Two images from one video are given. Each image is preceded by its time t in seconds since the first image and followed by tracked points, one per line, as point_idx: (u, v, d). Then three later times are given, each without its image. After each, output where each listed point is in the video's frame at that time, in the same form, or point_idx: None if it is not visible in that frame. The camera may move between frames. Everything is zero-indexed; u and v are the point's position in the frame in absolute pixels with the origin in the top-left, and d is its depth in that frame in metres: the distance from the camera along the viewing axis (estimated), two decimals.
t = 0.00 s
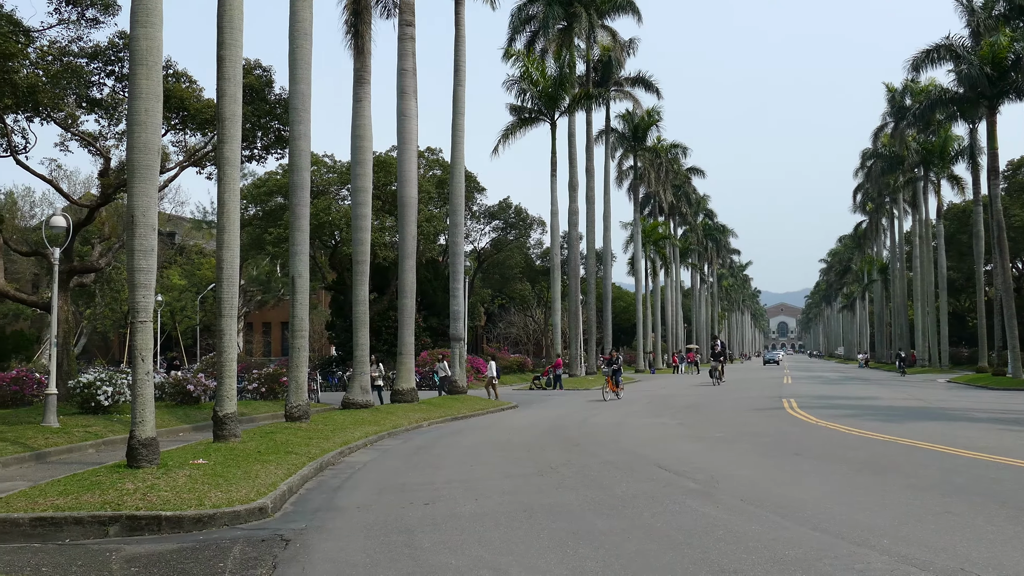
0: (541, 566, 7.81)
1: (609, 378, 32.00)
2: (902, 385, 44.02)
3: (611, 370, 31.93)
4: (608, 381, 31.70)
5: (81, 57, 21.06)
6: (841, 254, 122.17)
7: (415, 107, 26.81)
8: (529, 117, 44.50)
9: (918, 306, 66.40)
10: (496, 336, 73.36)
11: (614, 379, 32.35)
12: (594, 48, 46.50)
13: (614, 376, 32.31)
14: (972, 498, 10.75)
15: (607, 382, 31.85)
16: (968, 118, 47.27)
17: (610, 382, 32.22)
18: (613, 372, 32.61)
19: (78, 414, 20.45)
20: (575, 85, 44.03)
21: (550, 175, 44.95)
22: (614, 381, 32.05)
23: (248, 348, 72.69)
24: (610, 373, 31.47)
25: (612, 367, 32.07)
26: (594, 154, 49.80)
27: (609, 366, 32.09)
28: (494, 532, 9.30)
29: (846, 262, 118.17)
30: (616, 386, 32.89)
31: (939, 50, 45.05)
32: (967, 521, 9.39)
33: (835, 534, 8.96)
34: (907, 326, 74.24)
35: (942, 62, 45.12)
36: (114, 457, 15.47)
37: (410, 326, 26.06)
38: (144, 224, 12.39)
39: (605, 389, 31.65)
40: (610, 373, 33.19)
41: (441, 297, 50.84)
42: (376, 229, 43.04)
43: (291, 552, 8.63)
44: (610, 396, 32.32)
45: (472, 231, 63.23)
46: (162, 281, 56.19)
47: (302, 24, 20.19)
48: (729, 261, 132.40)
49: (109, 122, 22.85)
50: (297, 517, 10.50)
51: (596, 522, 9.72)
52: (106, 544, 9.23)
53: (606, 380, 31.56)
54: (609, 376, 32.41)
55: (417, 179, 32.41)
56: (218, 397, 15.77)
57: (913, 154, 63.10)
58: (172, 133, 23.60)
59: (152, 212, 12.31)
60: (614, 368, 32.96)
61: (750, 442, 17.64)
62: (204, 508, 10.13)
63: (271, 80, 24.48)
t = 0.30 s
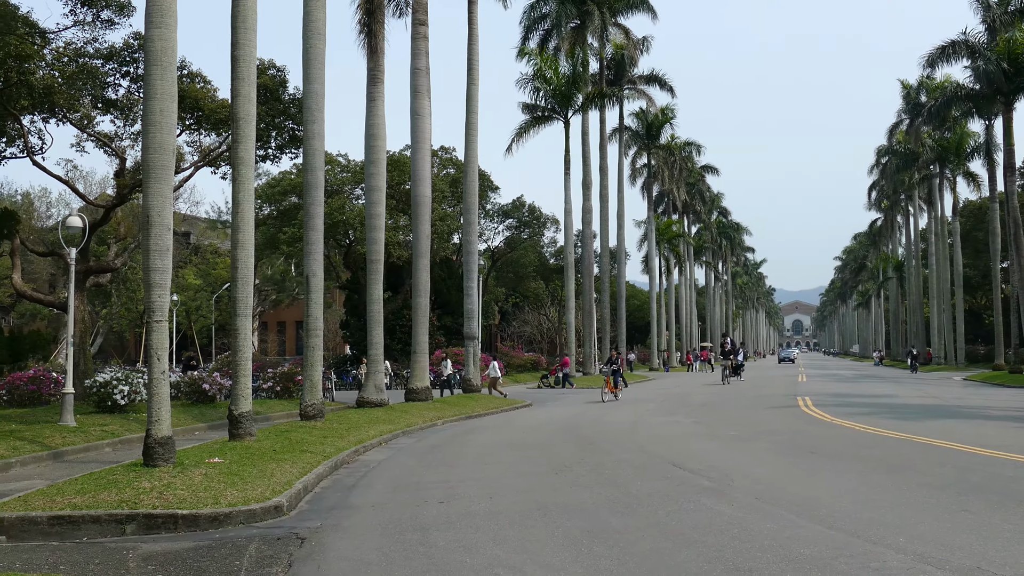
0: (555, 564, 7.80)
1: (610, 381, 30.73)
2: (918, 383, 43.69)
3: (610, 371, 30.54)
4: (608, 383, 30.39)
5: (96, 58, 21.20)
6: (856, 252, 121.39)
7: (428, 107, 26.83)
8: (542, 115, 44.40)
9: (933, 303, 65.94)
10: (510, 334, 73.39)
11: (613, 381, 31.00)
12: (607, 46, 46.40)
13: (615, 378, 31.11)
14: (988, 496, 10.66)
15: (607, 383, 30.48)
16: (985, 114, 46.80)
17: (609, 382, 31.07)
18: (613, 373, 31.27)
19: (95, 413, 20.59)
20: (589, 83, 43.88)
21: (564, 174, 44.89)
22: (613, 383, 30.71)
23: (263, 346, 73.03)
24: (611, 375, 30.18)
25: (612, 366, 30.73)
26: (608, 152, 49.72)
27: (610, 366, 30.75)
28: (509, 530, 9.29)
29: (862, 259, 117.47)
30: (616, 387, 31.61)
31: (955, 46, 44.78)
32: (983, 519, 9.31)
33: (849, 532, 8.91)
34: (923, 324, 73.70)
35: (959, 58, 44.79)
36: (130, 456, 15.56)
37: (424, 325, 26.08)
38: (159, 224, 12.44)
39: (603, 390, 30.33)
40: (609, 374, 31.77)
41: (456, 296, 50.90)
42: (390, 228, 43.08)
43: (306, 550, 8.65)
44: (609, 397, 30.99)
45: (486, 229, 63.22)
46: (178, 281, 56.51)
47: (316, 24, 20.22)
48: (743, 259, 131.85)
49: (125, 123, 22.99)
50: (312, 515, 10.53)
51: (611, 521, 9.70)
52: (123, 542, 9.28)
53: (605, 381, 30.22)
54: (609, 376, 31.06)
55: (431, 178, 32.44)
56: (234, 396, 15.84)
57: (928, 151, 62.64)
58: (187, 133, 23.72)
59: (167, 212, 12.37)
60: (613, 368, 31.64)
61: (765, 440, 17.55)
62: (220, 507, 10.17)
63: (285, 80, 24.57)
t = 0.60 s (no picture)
0: (570, 563, 7.75)
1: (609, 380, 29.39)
2: (935, 381, 43.33)
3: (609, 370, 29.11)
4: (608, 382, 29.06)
5: (111, 58, 21.30)
6: (872, 249, 120.50)
7: (442, 106, 26.81)
8: (556, 113, 44.19)
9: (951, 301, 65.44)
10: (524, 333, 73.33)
11: (612, 380, 29.63)
12: (621, 44, 46.25)
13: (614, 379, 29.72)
14: (1006, 496, 10.54)
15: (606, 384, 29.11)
16: (1002, 111, 46.33)
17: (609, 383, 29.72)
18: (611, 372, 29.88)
19: (112, 412, 20.70)
20: (603, 81, 43.74)
21: (578, 171, 44.79)
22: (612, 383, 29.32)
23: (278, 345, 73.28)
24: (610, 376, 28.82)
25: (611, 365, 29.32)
26: (622, 150, 49.58)
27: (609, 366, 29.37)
28: (524, 528, 9.25)
29: (878, 258, 116.63)
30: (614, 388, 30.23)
31: (972, 41, 44.38)
32: (1000, 519, 9.20)
33: (866, 531, 8.82)
34: (940, 321, 73.06)
35: (976, 52, 44.29)
36: (146, 454, 15.63)
37: (439, 323, 26.06)
38: (175, 223, 12.47)
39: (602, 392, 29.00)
40: (607, 373, 30.39)
41: (470, 294, 50.84)
42: (405, 227, 43.11)
43: (322, 548, 8.63)
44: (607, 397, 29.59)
45: (500, 228, 63.15)
46: (193, 280, 56.79)
47: (330, 23, 20.24)
48: (759, 257, 131.17)
49: (140, 123, 23.08)
50: (328, 513, 10.53)
51: (626, 519, 9.65)
52: (139, 540, 9.30)
53: (605, 381, 28.91)
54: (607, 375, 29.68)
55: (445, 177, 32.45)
56: (249, 394, 15.86)
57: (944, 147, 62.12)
58: (202, 132, 23.80)
59: (183, 211, 12.41)
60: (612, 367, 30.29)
61: (781, 438, 17.42)
62: (236, 505, 10.18)
63: (300, 79, 24.61)
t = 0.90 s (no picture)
0: (585, 560, 7.72)
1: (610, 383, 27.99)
2: (952, 380, 42.97)
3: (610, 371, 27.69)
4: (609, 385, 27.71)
5: (128, 58, 21.42)
6: (888, 247, 119.65)
7: (457, 104, 26.81)
8: (571, 111, 44.13)
9: (968, 299, 64.83)
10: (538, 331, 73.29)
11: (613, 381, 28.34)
12: (636, 41, 46.19)
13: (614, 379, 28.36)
14: None
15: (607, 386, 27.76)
16: (1020, 108, 45.88)
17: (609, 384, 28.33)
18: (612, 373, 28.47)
19: (129, 409, 20.81)
20: (617, 79, 43.67)
21: (593, 169, 44.72)
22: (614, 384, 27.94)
23: (293, 343, 73.59)
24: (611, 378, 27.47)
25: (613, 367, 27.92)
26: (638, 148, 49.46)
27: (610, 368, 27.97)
28: (539, 526, 9.24)
29: (894, 256, 115.71)
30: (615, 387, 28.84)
31: (989, 38, 43.97)
32: (1018, 518, 9.10)
33: (882, 530, 8.75)
34: (958, 320, 72.40)
35: (994, 49, 43.88)
36: (163, 452, 15.70)
37: (453, 321, 26.05)
38: (191, 221, 12.53)
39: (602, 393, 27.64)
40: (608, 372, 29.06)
41: (484, 292, 50.86)
42: (420, 225, 43.16)
43: (337, 545, 8.66)
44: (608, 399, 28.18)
45: (514, 226, 63.12)
46: (209, 278, 57.11)
47: (346, 22, 20.27)
48: (774, 255, 130.59)
49: (157, 121, 23.19)
50: (343, 511, 10.56)
51: (641, 517, 9.62)
52: (156, 537, 9.35)
53: (606, 382, 27.68)
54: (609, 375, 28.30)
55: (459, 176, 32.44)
56: (265, 392, 15.89)
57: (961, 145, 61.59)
58: (219, 131, 23.89)
59: (199, 209, 12.46)
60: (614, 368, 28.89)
61: (796, 437, 17.34)
62: (252, 502, 10.23)
63: (315, 78, 24.68)
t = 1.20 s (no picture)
0: (599, 559, 7.67)
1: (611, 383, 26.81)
2: (970, 379, 42.56)
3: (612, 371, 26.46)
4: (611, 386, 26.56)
5: (145, 55, 21.52)
6: (905, 245, 118.75)
7: (472, 100, 26.75)
8: (585, 108, 43.98)
9: (987, 297, 64.28)
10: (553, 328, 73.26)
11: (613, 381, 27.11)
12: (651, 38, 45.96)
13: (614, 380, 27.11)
14: None
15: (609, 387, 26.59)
16: None
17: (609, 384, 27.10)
18: (613, 372, 27.33)
19: (146, 405, 20.94)
20: (633, 76, 43.52)
21: (608, 167, 44.60)
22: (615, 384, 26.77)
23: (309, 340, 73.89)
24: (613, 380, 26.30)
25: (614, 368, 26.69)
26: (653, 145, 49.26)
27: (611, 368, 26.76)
28: (553, 524, 9.20)
29: (910, 254, 114.82)
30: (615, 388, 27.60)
31: (1007, 35, 43.43)
32: None
33: (898, 530, 8.64)
34: (976, 319, 71.75)
35: (1014, 45, 43.15)
36: (179, 448, 15.78)
37: (468, 318, 26.03)
38: (207, 218, 12.55)
39: (603, 394, 26.55)
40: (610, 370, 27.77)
41: (499, 289, 50.85)
42: (435, 222, 43.16)
43: (352, 542, 8.66)
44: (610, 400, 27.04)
45: (529, 223, 63.06)
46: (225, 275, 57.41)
47: (362, 19, 20.28)
48: (790, 252, 129.90)
49: (173, 119, 23.30)
50: (358, 507, 10.56)
51: (656, 515, 9.57)
52: (172, 532, 9.38)
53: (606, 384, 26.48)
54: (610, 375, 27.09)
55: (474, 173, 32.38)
56: (280, 389, 15.92)
57: (979, 143, 60.95)
58: (234, 128, 23.96)
59: (215, 207, 12.47)
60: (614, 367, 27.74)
61: (811, 435, 17.22)
62: (267, 498, 10.24)
63: (331, 75, 24.72)
